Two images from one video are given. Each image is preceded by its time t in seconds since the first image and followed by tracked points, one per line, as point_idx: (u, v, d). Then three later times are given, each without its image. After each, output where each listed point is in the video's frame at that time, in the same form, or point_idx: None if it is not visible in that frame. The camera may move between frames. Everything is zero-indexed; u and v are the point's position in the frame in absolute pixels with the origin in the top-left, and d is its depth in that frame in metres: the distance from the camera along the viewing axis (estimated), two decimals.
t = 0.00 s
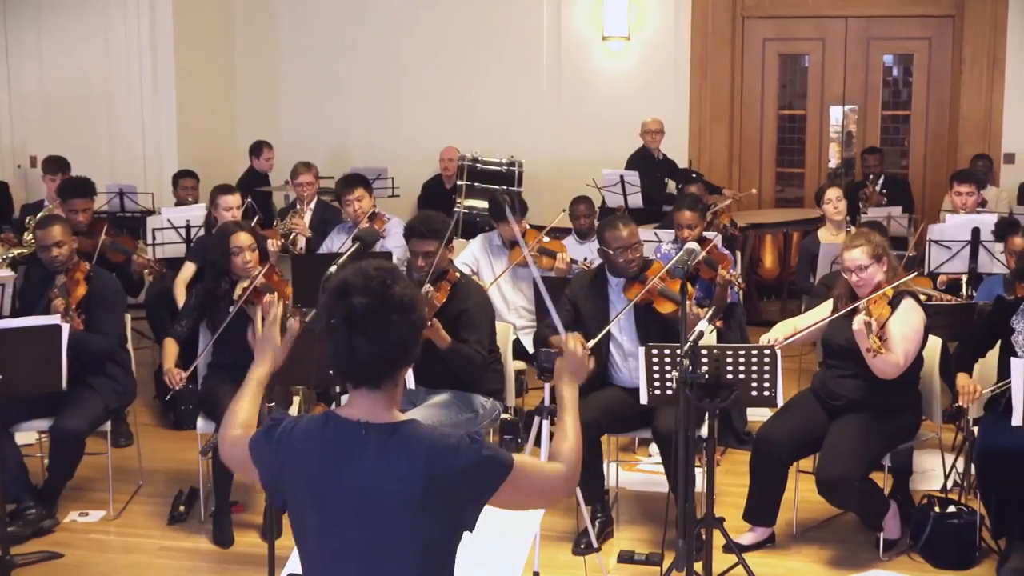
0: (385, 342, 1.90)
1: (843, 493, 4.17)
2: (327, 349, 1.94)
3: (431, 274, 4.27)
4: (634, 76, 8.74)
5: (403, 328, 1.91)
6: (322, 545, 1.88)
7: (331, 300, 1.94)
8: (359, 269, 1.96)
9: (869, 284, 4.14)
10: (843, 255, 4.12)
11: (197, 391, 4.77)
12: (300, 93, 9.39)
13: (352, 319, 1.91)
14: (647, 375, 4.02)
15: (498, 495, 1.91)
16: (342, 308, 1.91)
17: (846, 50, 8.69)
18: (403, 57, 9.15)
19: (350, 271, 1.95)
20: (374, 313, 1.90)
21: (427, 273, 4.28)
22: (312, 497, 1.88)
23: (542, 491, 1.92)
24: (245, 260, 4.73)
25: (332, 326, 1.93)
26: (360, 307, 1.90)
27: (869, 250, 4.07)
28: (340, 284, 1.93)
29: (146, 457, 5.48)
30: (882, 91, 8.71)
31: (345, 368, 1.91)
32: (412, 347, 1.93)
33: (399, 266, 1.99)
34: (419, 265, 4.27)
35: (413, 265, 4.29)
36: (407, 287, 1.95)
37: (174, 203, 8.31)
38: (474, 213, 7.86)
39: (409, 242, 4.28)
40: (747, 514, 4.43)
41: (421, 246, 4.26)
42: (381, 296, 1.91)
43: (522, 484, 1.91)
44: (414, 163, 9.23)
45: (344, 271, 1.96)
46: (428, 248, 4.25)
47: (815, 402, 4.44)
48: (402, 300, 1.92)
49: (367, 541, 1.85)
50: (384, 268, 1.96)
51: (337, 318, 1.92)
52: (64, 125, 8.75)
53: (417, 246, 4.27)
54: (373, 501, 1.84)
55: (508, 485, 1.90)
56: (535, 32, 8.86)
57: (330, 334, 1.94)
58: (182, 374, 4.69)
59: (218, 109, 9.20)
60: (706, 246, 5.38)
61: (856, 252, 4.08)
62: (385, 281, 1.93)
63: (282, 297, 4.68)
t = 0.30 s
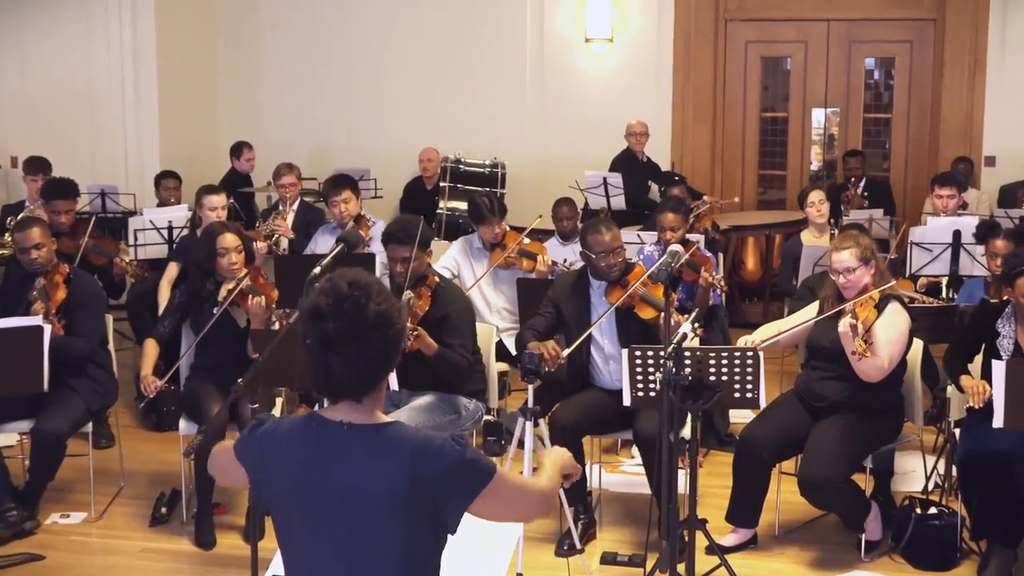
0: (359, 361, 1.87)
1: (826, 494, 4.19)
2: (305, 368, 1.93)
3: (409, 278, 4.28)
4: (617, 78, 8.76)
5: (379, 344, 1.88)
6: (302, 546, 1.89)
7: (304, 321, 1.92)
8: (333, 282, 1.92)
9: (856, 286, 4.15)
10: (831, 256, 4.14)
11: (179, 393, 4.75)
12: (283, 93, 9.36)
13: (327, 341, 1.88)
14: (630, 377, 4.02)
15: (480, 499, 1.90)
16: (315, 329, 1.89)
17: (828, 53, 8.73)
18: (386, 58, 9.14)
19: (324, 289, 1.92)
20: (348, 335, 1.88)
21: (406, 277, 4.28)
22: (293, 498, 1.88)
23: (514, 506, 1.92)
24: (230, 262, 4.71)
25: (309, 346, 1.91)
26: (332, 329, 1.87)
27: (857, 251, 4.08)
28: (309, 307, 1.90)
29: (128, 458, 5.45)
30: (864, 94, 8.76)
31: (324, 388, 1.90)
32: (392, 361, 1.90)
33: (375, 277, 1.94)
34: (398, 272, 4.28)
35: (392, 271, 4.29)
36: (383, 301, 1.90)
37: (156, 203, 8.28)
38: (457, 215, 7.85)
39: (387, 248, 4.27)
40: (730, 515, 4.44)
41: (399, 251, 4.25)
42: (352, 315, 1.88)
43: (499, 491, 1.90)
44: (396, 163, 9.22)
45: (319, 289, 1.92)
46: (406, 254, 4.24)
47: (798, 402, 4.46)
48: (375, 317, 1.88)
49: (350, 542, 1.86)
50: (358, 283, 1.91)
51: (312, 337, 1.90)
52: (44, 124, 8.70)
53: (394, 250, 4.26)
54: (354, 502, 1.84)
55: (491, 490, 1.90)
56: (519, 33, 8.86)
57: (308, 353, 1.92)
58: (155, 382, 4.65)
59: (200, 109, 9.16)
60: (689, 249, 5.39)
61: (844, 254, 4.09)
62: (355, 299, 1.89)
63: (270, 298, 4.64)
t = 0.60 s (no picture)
0: (360, 366, 1.89)
1: (810, 495, 4.20)
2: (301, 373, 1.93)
3: (387, 279, 4.28)
4: (602, 80, 8.78)
5: (377, 349, 1.90)
6: (304, 546, 1.88)
7: (301, 327, 1.92)
8: (330, 286, 1.92)
9: (847, 288, 4.18)
10: (823, 257, 4.16)
11: (164, 394, 4.73)
12: (268, 95, 9.34)
13: (326, 348, 1.89)
14: (616, 378, 4.03)
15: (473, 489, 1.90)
16: (316, 337, 1.89)
17: (813, 55, 8.77)
18: (372, 59, 9.13)
19: (319, 294, 1.92)
20: (348, 341, 1.89)
21: (384, 277, 4.28)
22: (290, 498, 1.87)
23: (523, 444, 1.94)
24: (218, 263, 4.70)
25: (308, 353, 1.91)
26: (333, 336, 1.88)
27: (850, 253, 4.10)
28: (308, 314, 1.90)
29: (112, 460, 5.43)
30: (848, 97, 8.80)
31: (322, 393, 1.90)
32: (387, 364, 1.92)
33: (368, 278, 1.95)
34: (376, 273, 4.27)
35: (369, 271, 4.27)
36: (378, 303, 1.92)
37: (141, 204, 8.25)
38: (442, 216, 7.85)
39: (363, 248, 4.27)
40: (715, 516, 4.45)
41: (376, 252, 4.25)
42: (352, 320, 1.89)
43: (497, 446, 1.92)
44: (382, 164, 9.20)
45: (315, 295, 1.92)
46: (383, 254, 4.23)
47: (785, 403, 4.48)
48: (374, 322, 1.90)
49: (343, 537, 1.85)
50: (353, 286, 1.92)
51: (311, 344, 1.91)
52: (28, 124, 8.66)
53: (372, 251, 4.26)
54: (345, 496, 1.84)
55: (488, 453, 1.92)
56: (505, 35, 8.87)
57: (305, 360, 1.93)
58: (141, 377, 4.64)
59: (185, 109, 9.13)
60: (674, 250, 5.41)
61: (837, 255, 4.11)
62: (354, 304, 1.90)
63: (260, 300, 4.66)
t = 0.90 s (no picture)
0: (353, 364, 1.90)
1: (792, 494, 4.21)
2: (291, 374, 1.93)
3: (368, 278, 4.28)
4: (586, 81, 8.79)
5: (370, 348, 1.92)
6: (281, 550, 1.88)
7: (294, 327, 1.93)
8: (324, 287, 1.95)
9: (835, 288, 4.20)
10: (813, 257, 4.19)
11: (147, 395, 4.70)
12: (251, 95, 9.31)
13: (321, 346, 1.90)
14: (599, 378, 4.03)
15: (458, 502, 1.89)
16: (311, 336, 1.90)
17: (796, 56, 8.80)
18: (355, 59, 9.11)
19: (313, 294, 1.94)
20: (343, 339, 1.91)
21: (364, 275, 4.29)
22: (271, 502, 1.88)
23: (511, 488, 1.87)
24: (201, 264, 4.67)
25: (301, 351, 1.92)
26: (328, 335, 1.90)
27: (839, 254, 4.13)
28: (304, 312, 1.91)
29: (94, 461, 5.40)
30: (831, 98, 8.83)
31: (313, 393, 1.90)
32: (377, 364, 1.94)
33: (359, 280, 1.98)
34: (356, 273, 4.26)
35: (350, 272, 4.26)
36: (371, 304, 1.95)
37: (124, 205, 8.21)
38: (426, 217, 7.83)
39: (342, 248, 4.25)
40: (698, 516, 4.47)
41: (356, 252, 4.24)
42: (346, 319, 1.91)
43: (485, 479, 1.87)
44: (364, 164, 9.18)
45: (308, 294, 1.94)
46: (363, 254, 4.23)
47: (769, 403, 4.48)
48: (367, 320, 1.92)
49: (328, 542, 1.85)
50: (346, 286, 1.95)
51: (305, 343, 1.92)
52: (9, 125, 8.60)
53: (352, 251, 4.25)
54: (331, 500, 1.84)
55: (473, 486, 1.86)
56: (488, 36, 8.87)
57: (296, 359, 1.93)
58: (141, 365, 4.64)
59: (168, 109, 9.09)
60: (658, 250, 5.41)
61: (827, 255, 4.14)
62: (348, 303, 1.92)
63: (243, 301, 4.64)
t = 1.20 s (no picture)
0: (342, 363, 1.90)
1: (771, 491, 4.23)
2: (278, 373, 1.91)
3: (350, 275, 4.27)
4: (564, 81, 8.79)
5: (358, 348, 1.92)
6: (260, 550, 1.87)
7: (283, 326, 1.91)
8: (314, 286, 1.93)
9: (817, 286, 4.22)
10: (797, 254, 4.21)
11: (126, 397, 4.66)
12: (230, 94, 9.27)
13: (311, 346, 1.89)
14: (579, 376, 4.03)
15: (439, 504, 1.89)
16: (301, 335, 1.89)
17: (774, 56, 8.84)
18: (334, 58, 9.09)
19: (302, 293, 1.93)
20: (333, 338, 1.90)
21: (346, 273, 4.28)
22: (253, 502, 1.87)
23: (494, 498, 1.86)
24: (179, 264, 4.66)
25: (290, 351, 1.90)
26: (319, 335, 1.89)
27: (823, 251, 4.15)
28: (295, 312, 1.90)
29: (73, 462, 5.36)
30: (809, 96, 8.87)
31: (301, 392, 1.89)
32: (365, 364, 1.94)
33: (346, 279, 1.97)
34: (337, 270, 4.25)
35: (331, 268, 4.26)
36: (360, 304, 1.95)
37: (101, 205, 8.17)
38: (406, 216, 7.81)
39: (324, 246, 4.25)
40: (680, 514, 4.47)
41: (338, 249, 4.23)
42: (336, 319, 1.91)
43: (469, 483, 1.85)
44: (343, 164, 9.16)
45: (297, 294, 1.93)
46: (345, 250, 4.22)
47: (750, 400, 4.51)
48: (356, 320, 1.92)
49: (309, 543, 1.84)
50: (335, 286, 1.94)
51: (294, 343, 1.90)
52: None
53: (334, 249, 4.24)
54: (314, 501, 1.84)
55: (456, 490, 1.86)
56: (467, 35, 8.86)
57: (284, 358, 1.91)
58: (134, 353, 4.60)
59: (145, 108, 9.04)
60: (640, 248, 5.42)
61: (810, 252, 4.16)
62: (337, 303, 1.92)
63: (221, 300, 4.62)
